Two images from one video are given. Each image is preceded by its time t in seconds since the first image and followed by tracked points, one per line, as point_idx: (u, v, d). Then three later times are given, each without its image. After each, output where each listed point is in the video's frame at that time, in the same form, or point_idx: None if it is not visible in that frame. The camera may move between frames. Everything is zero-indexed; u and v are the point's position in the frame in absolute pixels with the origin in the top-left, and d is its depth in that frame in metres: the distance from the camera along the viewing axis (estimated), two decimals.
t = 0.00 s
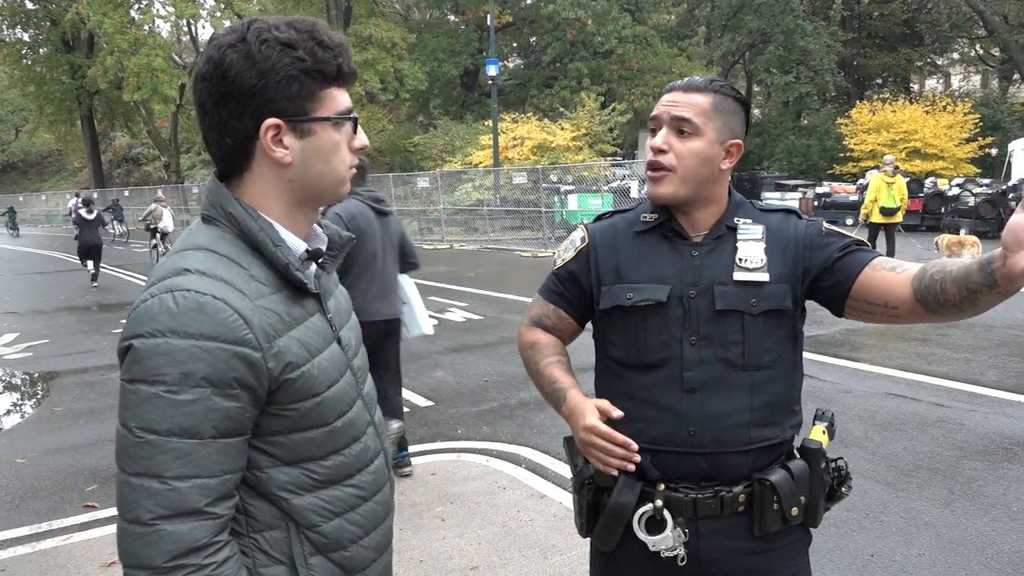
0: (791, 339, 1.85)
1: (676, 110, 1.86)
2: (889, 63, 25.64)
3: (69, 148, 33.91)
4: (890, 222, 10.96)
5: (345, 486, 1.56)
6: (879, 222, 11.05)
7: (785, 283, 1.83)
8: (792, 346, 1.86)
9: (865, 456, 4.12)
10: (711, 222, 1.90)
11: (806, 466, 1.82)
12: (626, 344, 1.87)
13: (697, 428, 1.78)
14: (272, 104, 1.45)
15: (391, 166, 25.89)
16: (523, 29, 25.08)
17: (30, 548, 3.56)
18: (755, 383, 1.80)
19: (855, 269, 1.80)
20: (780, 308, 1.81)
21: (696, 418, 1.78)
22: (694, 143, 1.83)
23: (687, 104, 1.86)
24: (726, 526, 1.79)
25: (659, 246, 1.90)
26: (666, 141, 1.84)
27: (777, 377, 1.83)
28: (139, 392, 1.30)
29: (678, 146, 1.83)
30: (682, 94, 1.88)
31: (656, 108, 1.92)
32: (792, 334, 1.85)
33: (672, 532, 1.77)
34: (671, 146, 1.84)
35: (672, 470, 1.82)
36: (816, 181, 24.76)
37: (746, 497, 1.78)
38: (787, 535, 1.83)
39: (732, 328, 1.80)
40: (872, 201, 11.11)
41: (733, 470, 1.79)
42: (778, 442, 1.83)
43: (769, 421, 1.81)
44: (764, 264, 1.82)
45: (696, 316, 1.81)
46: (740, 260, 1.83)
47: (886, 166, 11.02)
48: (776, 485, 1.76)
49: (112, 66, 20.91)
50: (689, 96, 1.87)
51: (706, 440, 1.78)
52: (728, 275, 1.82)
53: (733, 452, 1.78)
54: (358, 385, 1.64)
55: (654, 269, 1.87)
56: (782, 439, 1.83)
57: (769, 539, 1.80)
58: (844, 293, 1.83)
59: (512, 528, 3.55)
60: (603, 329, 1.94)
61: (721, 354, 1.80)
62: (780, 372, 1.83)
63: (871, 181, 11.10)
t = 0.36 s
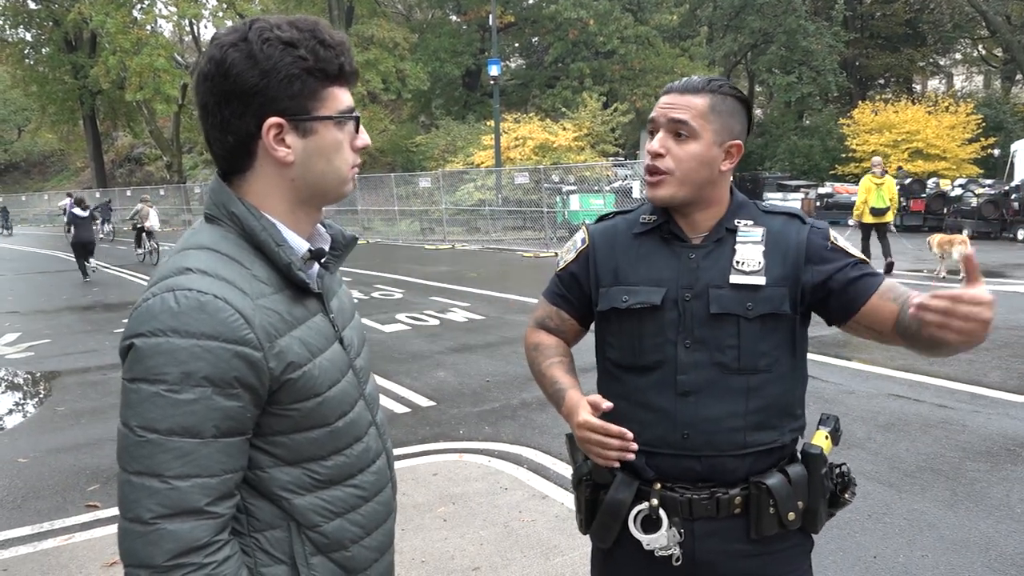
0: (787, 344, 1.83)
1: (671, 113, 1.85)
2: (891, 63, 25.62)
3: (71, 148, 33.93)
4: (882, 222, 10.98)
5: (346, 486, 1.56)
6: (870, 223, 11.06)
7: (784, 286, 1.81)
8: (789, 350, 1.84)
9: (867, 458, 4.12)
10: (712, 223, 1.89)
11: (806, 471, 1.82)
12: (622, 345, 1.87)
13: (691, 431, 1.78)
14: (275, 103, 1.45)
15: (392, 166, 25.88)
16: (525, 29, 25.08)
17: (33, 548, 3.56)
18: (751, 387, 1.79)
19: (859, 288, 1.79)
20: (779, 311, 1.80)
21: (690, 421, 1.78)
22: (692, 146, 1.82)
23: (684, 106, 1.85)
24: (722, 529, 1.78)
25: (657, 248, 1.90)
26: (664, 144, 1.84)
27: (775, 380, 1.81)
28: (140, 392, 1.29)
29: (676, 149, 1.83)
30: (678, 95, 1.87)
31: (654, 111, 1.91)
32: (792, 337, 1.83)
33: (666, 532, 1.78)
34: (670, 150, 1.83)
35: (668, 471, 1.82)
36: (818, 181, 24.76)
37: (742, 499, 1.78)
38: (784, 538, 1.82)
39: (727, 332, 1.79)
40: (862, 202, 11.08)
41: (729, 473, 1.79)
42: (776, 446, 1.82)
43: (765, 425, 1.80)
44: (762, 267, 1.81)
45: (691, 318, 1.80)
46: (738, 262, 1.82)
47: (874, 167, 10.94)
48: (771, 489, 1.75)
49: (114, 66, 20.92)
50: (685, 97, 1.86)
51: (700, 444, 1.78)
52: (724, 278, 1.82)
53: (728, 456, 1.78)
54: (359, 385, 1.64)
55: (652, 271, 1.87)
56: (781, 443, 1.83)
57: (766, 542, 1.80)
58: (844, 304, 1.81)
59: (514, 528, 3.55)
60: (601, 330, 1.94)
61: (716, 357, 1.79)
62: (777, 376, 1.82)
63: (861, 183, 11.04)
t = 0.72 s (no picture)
0: (797, 340, 1.84)
1: (682, 111, 1.84)
2: (895, 63, 25.58)
3: (75, 148, 34.03)
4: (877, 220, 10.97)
5: (343, 488, 1.56)
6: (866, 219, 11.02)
7: (792, 284, 1.83)
8: (798, 347, 1.85)
9: (871, 458, 4.11)
10: (719, 222, 1.89)
11: (808, 472, 1.81)
12: (630, 342, 1.87)
13: (700, 429, 1.78)
14: (272, 105, 1.45)
15: (396, 166, 25.92)
16: (528, 29, 25.07)
17: (37, 548, 3.57)
18: (760, 385, 1.80)
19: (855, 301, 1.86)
20: (787, 309, 1.81)
21: (699, 419, 1.78)
22: (701, 144, 1.82)
23: (693, 103, 1.84)
24: (723, 528, 1.79)
25: (665, 246, 1.90)
26: (674, 143, 1.83)
27: (784, 378, 1.82)
28: (135, 393, 1.30)
29: (685, 147, 1.82)
30: (687, 93, 1.86)
31: (661, 108, 1.90)
32: (800, 336, 1.84)
33: (667, 530, 1.78)
34: (679, 149, 1.83)
35: (672, 470, 1.82)
36: (821, 181, 24.75)
37: (744, 499, 1.78)
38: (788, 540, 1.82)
39: (738, 331, 1.80)
40: (857, 199, 11.11)
41: (732, 473, 1.79)
42: (785, 443, 1.83)
43: (774, 423, 1.81)
44: (772, 266, 1.82)
45: (701, 317, 1.81)
46: (749, 260, 1.83)
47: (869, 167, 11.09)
48: (773, 489, 1.75)
49: (118, 66, 20.96)
50: (694, 94, 1.85)
51: (709, 443, 1.78)
52: (735, 276, 1.82)
53: (733, 455, 1.79)
54: (359, 387, 1.64)
55: (660, 269, 1.87)
56: (787, 441, 1.83)
57: (768, 543, 1.79)
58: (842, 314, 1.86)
59: (518, 528, 3.55)
60: (608, 328, 1.94)
61: (727, 356, 1.79)
62: (787, 373, 1.82)
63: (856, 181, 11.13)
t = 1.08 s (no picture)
0: (800, 339, 1.84)
1: (692, 111, 1.84)
2: (899, 63, 25.54)
3: (80, 149, 34.12)
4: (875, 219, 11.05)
5: (332, 495, 1.56)
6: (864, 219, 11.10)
7: (795, 283, 1.82)
8: (802, 345, 1.85)
9: (875, 459, 4.11)
10: (721, 223, 1.89)
11: (812, 475, 1.81)
12: (634, 342, 1.87)
13: (704, 429, 1.78)
14: (266, 104, 1.45)
15: (399, 167, 25.96)
16: (531, 29, 25.06)
17: (41, 547, 3.58)
18: (764, 384, 1.79)
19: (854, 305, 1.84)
20: (791, 307, 1.81)
21: (702, 418, 1.78)
22: (711, 145, 1.82)
23: (703, 105, 1.84)
24: (725, 530, 1.78)
25: (667, 245, 1.90)
26: (684, 143, 1.83)
27: (789, 377, 1.81)
28: (119, 395, 1.29)
29: (695, 148, 1.82)
30: (695, 94, 1.87)
31: (668, 110, 1.91)
32: (803, 336, 1.84)
33: (669, 531, 1.78)
34: (689, 149, 1.82)
35: (673, 470, 1.82)
36: (825, 181, 24.71)
37: (748, 501, 1.78)
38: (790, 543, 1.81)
39: (741, 329, 1.79)
40: (857, 198, 11.12)
41: (733, 474, 1.79)
42: (790, 444, 1.82)
43: (779, 423, 1.80)
44: (775, 264, 1.82)
45: (704, 316, 1.80)
46: (752, 259, 1.83)
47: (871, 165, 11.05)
48: (778, 491, 1.75)
49: (122, 67, 21.00)
50: (703, 95, 1.85)
51: (714, 443, 1.78)
52: (737, 275, 1.82)
53: (737, 456, 1.78)
54: (351, 392, 1.64)
55: (663, 268, 1.87)
56: (792, 442, 1.83)
57: (770, 545, 1.79)
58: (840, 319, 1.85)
59: (522, 528, 3.55)
60: (611, 328, 1.94)
61: (730, 354, 1.79)
62: (791, 373, 1.82)
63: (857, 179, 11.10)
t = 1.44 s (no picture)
0: (805, 345, 1.79)
1: (696, 112, 1.84)
2: (905, 65, 25.49)
3: (86, 146, 34.20)
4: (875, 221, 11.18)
5: (316, 506, 1.54)
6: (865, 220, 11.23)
7: (798, 287, 1.77)
8: (808, 350, 1.80)
9: (880, 462, 4.10)
10: (727, 225, 1.88)
11: (817, 478, 1.79)
12: (636, 342, 1.89)
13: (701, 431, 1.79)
14: (261, 102, 1.44)
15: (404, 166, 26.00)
16: (536, 29, 25.06)
17: (46, 543, 3.59)
18: (765, 388, 1.77)
19: (839, 318, 1.77)
20: (793, 312, 1.76)
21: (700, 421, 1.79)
22: (717, 145, 1.82)
23: (707, 106, 1.84)
24: (728, 531, 1.78)
25: (672, 247, 1.91)
26: (689, 145, 1.82)
27: (789, 382, 1.78)
28: (98, 398, 1.27)
29: (700, 149, 1.82)
30: (699, 96, 1.87)
31: (671, 113, 1.91)
32: (805, 344, 1.79)
33: (672, 529, 1.80)
34: (694, 151, 1.82)
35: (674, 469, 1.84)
36: (830, 183, 24.65)
37: (750, 502, 1.77)
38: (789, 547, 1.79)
39: (740, 333, 1.77)
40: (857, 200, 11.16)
41: (736, 477, 1.79)
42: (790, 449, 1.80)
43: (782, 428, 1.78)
44: (777, 268, 1.78)
45: (704, 318, 1.80)
46: (755, 262, 1.80)
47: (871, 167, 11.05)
48: (781, 494, 1.74)
49: (128, 65, 21.03)
50: (706, 97, 1.85)
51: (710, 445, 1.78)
52: (739, 278, 1.80)
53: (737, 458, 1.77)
54: (339, 400, 1.63)
55: (666, 270, 1.88)
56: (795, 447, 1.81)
57: (772, 547, 1.78)
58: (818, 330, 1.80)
59: (525, 529, 3.54)
60: (616, 328, 1.97)
61: (729, 358, 1.77)
62: (792, 378, 1.77)
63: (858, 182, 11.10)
